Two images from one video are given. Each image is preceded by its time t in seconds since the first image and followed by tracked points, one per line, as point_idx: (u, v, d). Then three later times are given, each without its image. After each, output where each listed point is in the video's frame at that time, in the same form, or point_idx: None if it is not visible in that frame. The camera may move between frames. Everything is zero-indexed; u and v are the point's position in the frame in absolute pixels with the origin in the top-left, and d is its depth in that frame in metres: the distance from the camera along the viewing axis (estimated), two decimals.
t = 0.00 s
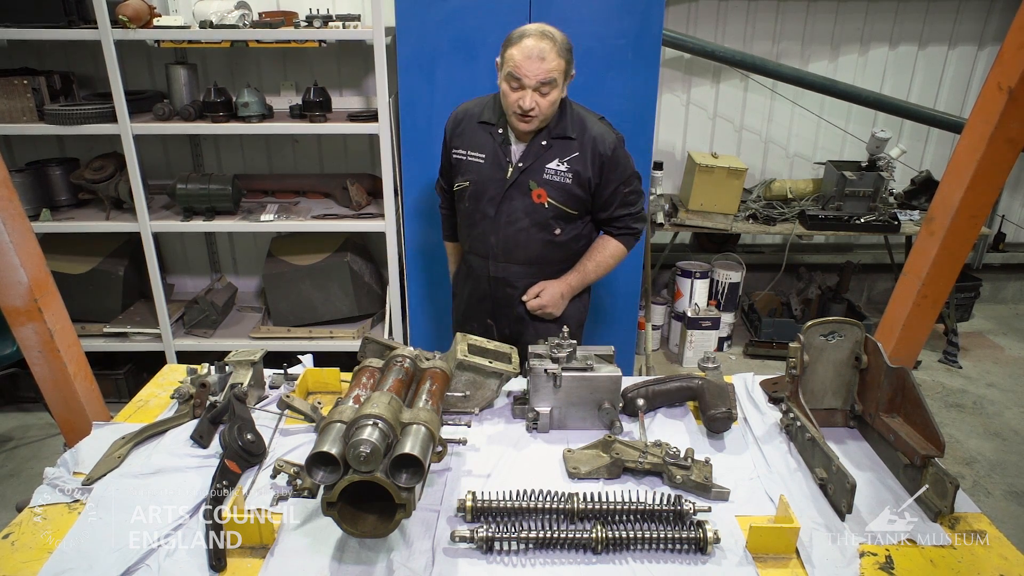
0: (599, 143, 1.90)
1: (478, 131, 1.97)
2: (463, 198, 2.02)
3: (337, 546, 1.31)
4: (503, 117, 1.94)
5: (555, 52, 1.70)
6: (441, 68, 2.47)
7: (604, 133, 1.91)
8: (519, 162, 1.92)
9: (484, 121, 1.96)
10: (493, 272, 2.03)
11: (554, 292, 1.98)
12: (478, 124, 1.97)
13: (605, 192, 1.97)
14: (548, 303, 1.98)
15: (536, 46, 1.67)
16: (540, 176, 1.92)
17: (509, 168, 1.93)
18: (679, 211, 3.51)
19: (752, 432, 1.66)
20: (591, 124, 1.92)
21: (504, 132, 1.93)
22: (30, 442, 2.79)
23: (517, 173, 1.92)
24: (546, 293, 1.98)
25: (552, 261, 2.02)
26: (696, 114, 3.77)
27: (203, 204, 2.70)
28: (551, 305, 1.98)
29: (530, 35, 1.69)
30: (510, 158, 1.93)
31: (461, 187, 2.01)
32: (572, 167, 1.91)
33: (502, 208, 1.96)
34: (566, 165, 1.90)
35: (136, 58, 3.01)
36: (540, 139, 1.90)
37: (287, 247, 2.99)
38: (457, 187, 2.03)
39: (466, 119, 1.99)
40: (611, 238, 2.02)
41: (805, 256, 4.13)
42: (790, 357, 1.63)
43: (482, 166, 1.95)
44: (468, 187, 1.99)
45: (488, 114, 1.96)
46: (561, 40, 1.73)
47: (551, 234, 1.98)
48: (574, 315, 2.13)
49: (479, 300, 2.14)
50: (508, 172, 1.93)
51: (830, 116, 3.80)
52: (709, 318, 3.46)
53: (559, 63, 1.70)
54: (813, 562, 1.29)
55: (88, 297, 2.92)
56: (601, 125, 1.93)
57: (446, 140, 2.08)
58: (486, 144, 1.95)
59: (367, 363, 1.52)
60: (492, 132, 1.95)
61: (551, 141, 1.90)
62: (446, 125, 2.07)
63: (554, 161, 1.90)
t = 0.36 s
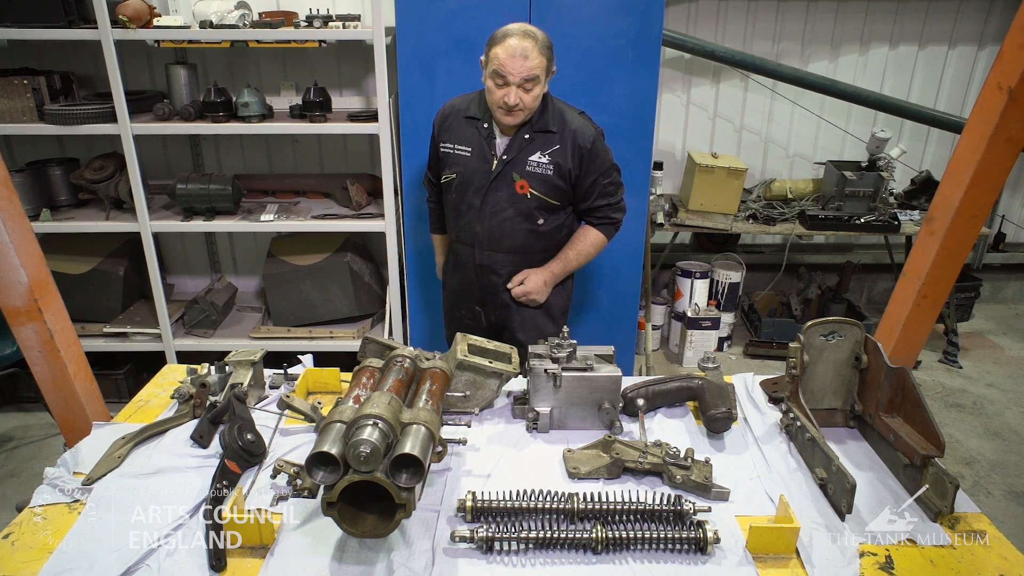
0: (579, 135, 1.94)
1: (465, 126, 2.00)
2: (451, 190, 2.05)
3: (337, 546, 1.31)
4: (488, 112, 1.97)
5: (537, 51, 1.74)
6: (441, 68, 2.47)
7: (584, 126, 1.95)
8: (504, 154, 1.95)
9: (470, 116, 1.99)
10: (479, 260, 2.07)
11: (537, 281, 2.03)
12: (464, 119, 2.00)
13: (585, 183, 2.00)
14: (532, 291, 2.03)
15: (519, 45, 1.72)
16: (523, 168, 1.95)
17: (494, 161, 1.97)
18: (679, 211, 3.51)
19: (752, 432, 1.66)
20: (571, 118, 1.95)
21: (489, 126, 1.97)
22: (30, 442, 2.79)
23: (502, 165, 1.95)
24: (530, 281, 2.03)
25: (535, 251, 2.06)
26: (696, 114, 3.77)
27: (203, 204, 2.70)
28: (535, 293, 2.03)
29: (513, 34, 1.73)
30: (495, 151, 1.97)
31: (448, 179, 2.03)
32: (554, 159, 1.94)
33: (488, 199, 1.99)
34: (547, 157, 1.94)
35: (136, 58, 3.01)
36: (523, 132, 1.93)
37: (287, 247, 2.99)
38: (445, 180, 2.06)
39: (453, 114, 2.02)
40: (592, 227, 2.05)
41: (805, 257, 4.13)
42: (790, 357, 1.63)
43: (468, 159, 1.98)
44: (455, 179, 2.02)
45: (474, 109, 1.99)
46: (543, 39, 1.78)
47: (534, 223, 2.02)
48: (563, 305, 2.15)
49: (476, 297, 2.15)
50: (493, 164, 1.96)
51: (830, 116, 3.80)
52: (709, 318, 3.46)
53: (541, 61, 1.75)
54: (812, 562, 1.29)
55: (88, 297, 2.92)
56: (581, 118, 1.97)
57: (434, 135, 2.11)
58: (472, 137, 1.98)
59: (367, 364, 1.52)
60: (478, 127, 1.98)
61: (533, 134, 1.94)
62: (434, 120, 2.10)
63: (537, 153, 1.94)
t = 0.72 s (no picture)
0: (570, 129, 1.98)
1: (459, 124, 2.01)
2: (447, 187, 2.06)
3: (337, 546, 1.31)
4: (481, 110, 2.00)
5: (531, 53, 1.79)
6: (441, 68, 2.47)
7: (573, 121, 1.99)
8: (498, 150, 1.98)
9: (464, 115, 2.01)
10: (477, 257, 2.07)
11: (535, 270, 2.05)
12: (458, 118, 2.02)
13: (576, 175, 2.05)
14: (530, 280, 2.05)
15: (514, 48, 1.75)
16: (518, 162, 1.98)
17: (489, 157, 1.99)
18: (678, 211, 3.51)
19: (752, 432, 1.66)
20: (561, 112, 1.99)
21: (483, 124, 1.99)
22: (30, 442, 2.79)
23: (498, 160, 1.98)
24: (528, 270, 2.04)
25: (533, 244, 2.08)
26: (696, 115, 3.77)
27: (203, 204, 2.71)
28: (533, 282, 2.05)
29: (507, 37, 1.76)
30: (490, 147, 1.99)
31: (444, 177, 2.04)
32: (547, 153, 1.98)
33: (485, 194, 2.01)
34: (541, 152, 1.98)
35: (136, 59, 3.01)
36: (516, 129, 1.96)
37: (287, 247, 2.99)
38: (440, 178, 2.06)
39: (445, 113, 2.03)
40: (583, 218, 2.10)
41: (805, 257, 4.14)
42: (790, 357, 1.63)
43: (464, 156, 2.00)
44: (451, 176, 2.03)
45: (467, 108, 2.01)
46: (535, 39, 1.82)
47: (530, 216, 2.04)
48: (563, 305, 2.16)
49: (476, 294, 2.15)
50: (489, 160, 1.98)
51: (830, 117, 3.80)
52: (709, 318, 3.46)
53: (535, 62, 1.80)
54: (812, 561, 1.29)
55: (89, 297, 2.92)
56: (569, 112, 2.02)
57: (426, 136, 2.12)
58: (467, 135, 2.00)
59: (367, 364, 1.53)
60: (472, 125, 2.00)
61: (526, 130, 1.97)
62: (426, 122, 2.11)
63: (530, 148, 1.97)
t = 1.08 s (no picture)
0: (574, 123, 2.00)
1: (461, 118, 2.03)
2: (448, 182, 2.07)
3: (337, 546, 1.31)
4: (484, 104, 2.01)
5: (543, 45, 1.79)
6: (441, 68, 2.47)
7: (576, 115, 2.01)
8: (502, 143, 2.00)
9: (466, 109, 2.02)
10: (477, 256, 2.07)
11: (540, 264, 2.02)
12: (460, 112, 2.03)
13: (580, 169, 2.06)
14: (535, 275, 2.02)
15: (526, 40, 1.75)
16: (522, 154, 2.00)
17: (493, 150, 2.01)
18: (678, 211, 3.51)
19: (752, 432, 1.66)
20: (564, 107, 2.01)
21: (486, 118, 2.00)
22: (30, 442, 2.79)
23: (501, 153, 1.99)
24: (533, 264, 2.02)
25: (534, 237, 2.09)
26: (696, 115, 3.77)
27: (203, 204, 2.71)
28: (538, 276, 2.02)
29: (518, 30, 1.76)
30: (493, 141, 2.01)
31: (446, 172, 2.05)
32: (551, 146, 2.00)
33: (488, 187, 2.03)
34: (545, 144, 1.99)
35: (136, 59, 3.01)
36: (519, 122, 1.98)
37: (287, 246, 2.99)
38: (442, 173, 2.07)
39: (447, 108, 2.05)
40: (586, 213, 2.10)
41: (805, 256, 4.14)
42: (790, 357, 1.63)
43: (467, 150, 2.02)
44: (453, 171, 2.05)
45: (469, 102, 2.03)
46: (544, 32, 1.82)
47: (535, 209, 2.05)
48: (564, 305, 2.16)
49: (481, 291, 2.16)
50: (493, 153, 2.00)
51: (830, 117, 3.80)
52: (709, 317, 3.46)
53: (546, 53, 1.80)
54: (812, 562, 1.29)
55: (89, 297, 2.92)
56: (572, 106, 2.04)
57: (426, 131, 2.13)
58: (469, 130, 2.02)
59: (367, 363, 1.53)
60: (475, 119, 2.01)
61: (530, 123, 1.99)
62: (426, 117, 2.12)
63: (534, 141, 1.99)
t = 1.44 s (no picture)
0: (605, 137, 1.91)
1: (486, 127, 1.94)
2: (471, 194, 2.00)
3: (337, 546, 1.31)
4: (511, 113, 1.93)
5: (580, 49, 1.71)
6: (441, 68, 2.47)
7: (609, 128, 1.92)
8: (528, 156, 1.93)
9: (491, 117, 1.94)
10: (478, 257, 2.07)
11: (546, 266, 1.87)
12: (485, 120, 1.95)
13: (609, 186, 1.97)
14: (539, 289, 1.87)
15: (562, 44, 1.68)
16: (549, 169, 1.92)
17: (519, 164, 1.94)
18: (678, 211, 3.51)
19: (752, 432, 1.66)
20: (597, 119, 1.92)
21: (513, 128, 1.92)
22: (30, 442, 2.79)
23: (527, 167, 1.93)
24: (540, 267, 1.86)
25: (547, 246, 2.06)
26: (696, 115, 3.77)
27: (203, 204, 2.71)
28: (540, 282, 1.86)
29: (554, 33, 1.69)
30: (519, 153, 1.94)
31: (469, 182, 1.99)
32: (580, 160, 1.91)
33: (513, 204, 1.97)
34: (573, 158, 1.91)
35: (136, 59, 3.01)
36: (548, 134, 1.90)
37: (287, 247, 2.99)
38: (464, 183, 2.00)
39: (472, 114, 1.96)
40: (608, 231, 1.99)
41: (805, 257, 4.14)
42: (790, 357, 1.63)
43: (491, 162, 1.94)
44: (475, 182, 1.98)
45: (494, 110, 1.94)
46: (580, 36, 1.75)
47: (561, 226, 2.00)
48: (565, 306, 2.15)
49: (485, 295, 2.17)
50: (519, 167, 1.93)
51: (830, 116, 3.80)
52: (709, 318, 3.46)
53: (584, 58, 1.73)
54: (812, 562, 1.29)
55: (89, 297, 2.92)
56: (605, 119, 1.95)
57: (446, 136, 2.04)
58: (494, 140, 1.93)
59: (367, 363, 1.53)
60: (500, 128, 1.93)
61: (558, 136, 1.90)
62: (447, 122, 2.03)
63: (562, 155, 1.91)
